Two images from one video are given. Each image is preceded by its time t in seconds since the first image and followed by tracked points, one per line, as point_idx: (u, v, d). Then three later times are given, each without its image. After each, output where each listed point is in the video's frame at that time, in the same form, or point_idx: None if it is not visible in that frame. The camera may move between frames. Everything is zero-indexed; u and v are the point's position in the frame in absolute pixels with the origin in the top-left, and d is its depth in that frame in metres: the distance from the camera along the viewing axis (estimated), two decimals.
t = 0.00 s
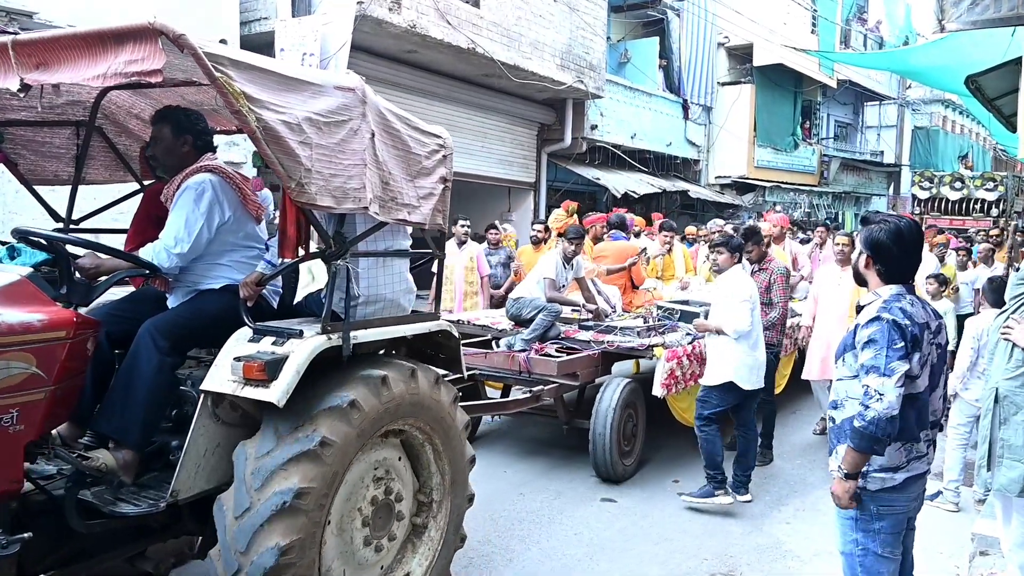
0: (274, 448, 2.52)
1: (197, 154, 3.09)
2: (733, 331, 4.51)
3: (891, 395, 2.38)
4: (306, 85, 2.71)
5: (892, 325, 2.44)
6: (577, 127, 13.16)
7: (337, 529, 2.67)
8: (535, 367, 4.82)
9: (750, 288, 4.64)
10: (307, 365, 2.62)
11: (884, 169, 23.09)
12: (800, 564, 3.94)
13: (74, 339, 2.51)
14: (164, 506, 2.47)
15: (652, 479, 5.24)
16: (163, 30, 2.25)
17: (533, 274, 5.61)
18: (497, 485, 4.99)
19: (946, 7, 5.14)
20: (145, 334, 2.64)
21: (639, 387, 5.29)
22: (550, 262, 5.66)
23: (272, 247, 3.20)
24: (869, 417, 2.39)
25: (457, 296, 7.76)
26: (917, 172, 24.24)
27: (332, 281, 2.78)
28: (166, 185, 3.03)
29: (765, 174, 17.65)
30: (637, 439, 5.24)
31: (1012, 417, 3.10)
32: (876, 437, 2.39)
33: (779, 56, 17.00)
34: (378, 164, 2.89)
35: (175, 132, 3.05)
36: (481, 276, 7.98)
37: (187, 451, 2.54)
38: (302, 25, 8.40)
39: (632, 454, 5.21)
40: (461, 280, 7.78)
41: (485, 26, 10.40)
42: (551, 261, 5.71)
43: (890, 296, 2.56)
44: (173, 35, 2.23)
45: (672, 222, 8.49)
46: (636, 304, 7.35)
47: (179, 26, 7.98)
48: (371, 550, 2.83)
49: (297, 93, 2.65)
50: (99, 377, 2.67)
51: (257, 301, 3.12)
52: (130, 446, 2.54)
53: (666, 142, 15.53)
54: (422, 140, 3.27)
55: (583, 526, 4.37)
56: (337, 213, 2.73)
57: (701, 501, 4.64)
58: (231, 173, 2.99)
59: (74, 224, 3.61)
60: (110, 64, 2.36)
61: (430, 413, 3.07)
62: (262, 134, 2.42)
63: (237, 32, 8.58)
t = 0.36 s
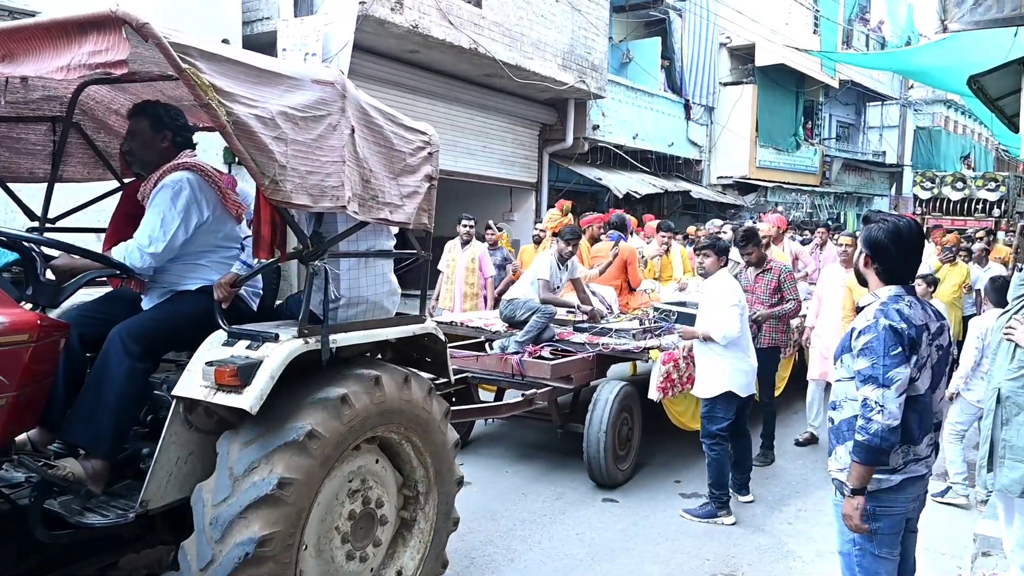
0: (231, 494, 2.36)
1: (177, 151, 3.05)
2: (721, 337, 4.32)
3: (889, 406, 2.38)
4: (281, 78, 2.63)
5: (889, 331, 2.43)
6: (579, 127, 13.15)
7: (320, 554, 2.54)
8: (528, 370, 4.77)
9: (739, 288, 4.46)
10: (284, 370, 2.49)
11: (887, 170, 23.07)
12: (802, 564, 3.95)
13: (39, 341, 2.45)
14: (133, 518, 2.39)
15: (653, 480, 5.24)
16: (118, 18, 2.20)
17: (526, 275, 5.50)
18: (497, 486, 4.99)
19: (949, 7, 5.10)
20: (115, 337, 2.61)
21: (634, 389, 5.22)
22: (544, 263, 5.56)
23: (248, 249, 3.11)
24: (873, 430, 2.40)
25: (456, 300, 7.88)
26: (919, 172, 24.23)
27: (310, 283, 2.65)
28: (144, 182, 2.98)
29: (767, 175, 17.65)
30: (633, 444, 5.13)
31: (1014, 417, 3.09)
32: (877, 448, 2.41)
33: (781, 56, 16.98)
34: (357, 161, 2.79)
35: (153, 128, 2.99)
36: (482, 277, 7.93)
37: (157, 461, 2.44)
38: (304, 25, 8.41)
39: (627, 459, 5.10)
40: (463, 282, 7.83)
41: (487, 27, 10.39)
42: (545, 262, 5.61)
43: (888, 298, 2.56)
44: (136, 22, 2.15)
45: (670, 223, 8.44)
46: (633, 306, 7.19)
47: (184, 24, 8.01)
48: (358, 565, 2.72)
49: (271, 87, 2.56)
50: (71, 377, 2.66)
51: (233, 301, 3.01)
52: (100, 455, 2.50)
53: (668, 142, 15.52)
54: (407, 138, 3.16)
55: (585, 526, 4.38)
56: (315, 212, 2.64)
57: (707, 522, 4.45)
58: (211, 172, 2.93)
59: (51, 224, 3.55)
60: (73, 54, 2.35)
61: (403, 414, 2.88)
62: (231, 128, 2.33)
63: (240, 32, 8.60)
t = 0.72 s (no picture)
0: (186, 552, 2.23)
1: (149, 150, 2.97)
2: (738, 338, 4.30)
3: (877, 409, 2.41)
4: (253, 72, 2.54)
5: (887, 335, 2.45)
6: (580, 127, 13.15)
7: None
8: (521, 373, 4.65)
9: (750, 288, 4.48)
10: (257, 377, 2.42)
11: (888, 169, 23.05)
12: (806, 563, 3.94)
13: None
14: (100, 531, 2.35)
15: (655, 480, 5.23)
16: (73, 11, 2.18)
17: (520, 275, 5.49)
18: (498, 487, 4.98)
19: (951, 5, 5.09)
20: (80, 343, 2.55)
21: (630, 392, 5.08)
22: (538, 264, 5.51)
23: (220, 251, 3.00)
24: (856, 429, 2.45)
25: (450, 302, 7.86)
26: (921, 171, 24.22)
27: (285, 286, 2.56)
28: (116, 181, 2.91)
29: (769, 174, 17.64)
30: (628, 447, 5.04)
31: (1018, 415, 3.08)
32: (860, 448, 2.45)
33: (782, 55, 16.98)
34: (334, 159, 2.74)
35: (127, 125, 2.92)
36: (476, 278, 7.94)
37: (124, 473, 2.39)
38: (306, 25, 8.41)
39: (622, 464, 5.01)
40: (456, 284, 7.87)
41: (488, 27, 10.38)
42: (539, 262, 5.56)
43: (892, 298, 2.56)
44: (91, 14, 2.11)
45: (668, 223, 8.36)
46: (629, 307, 7.06)
47: (183, 23, 7.97)
48: None
49: (239, 82, 2.47)
50: (39, 377, 2.66)
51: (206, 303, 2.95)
52: (64, 467, 2.44)
53: (669, 142, 15.51)
54: (388, 136, 3.10)
55: (586, 526, 4.38)
56: (290, 212, 2.57)
57: (710, 522, 4.44)
58: (185, 171, 2.87)
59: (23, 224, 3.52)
60: (30, 47, 2.34)
61: (370, 421, 2.72)
62: (196, 124, 2.24)
63: (241, 33, 8.61)
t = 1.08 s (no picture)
0: None
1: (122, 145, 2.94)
2: (756, 340, 4.32)
3: (875, 410, 2.41)
4: (219, 63, 2.44)
5: (882, 335, 2.45)
6: (582, 127, 13.16)
7: None
8: (512, 376, 4.63)
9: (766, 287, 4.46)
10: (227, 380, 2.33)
11: (890, 170, 23.04)
12: (807, 564, 3.94)
13: None
14: (61, 543, 2.26)
15: (655, 480, 5.22)
16: None
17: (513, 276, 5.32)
18: (497, 487, 4.97)
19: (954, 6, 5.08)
20: (40, 344, 2.49)
21: (624, 395, 4.94)
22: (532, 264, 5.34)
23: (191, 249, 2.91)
24: (854, 428, 2.45)
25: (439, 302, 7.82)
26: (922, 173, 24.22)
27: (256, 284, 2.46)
28: (88, 176, 2.84)
29: (771, 175, 17.64)
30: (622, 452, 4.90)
31: (1019, 417, 3.09)
32: (858, 448, 2.46)
33: (784, 56, 16.99)
34: (310, 154, 2.59)
35: (101, 117, 2.91)
36: (464, 276, 7.96)
37: (88, 480, 2.32)
38: (308, 24, 8.40)
39: (616, 468, 4.88)
40: (446, 283, 7.82)
41: (491, 26, 10.37)
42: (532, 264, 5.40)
43: (892, 300, 2.55)
44: None
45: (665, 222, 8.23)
46: (626, 309, 6.96)
47: (182, 22, 7.95)
48: None
49: (205, 72, 2.37)
50: None
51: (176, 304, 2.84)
52: (25, 474, 2.40)
53: (671, 142, 15.51)
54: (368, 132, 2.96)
55: (587, 526, 4.38)
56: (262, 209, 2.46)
57: (710, 522, 4.44)
58: (160, 164, 2.79)
59: None
60: None
61: (330, 431, 2.53)
62: (159, 116, 2.14)
63: (243, 31, 8.60)
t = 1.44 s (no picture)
0: None
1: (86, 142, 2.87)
2: (761, 344, 4.24)
3: (872, 408, 2.41)
4: (181, 52, 2.33)
5: (880, 332, 2.44)
6: (582, 126, 13.17)
7: None
8: (502, 379, 4.55)
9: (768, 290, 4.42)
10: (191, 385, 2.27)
11: (891, 169, 23.02)
12: (808, 563, 3.94)
13: None
14: (19, 555, 2.23)
15: (656, 480, 5.23)
16: None
17: (504, 277, 5.31)
18: (497, 487, 4.97)
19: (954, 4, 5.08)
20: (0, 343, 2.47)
21: (618, 399, 4.86)
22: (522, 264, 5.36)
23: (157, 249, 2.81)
24: (850, 426, 2.45)
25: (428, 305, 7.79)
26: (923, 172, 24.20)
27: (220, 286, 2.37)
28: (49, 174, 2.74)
29: (771, 174, 17.63)
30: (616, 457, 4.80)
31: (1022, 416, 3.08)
32: (854, 445, 2.45)
33: (784, 55, 16.97)
34: (278, 149, 2.51)
35: (61, 114, 2.83)
36: (450, 279, 7.96)
37: (46, 491, 2.29)
38: (308, 24, 8.39)
39: (610, 474, 4.77)
40: (430, 286, 7.82)
41: (491, 25, 10.37)
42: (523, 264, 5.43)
43: (896, 296, 2.56)
44: None
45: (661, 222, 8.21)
46: (620, 310, 6.88)
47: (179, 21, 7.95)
48: None
49: (167, 63, 2.28)
50: None
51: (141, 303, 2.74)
52: None
53: (671, 141, 15.50)
54: (344, 127, 2.85)
55: (588, 526, 4.38)
56: (227, 207, 2.38)
57: (712, 532, 4.27)
58: (124, 161, 2.71)
59: None
60: None
61: (286, 449, 2.39)
62: (113, 108, 2.07)
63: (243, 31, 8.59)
